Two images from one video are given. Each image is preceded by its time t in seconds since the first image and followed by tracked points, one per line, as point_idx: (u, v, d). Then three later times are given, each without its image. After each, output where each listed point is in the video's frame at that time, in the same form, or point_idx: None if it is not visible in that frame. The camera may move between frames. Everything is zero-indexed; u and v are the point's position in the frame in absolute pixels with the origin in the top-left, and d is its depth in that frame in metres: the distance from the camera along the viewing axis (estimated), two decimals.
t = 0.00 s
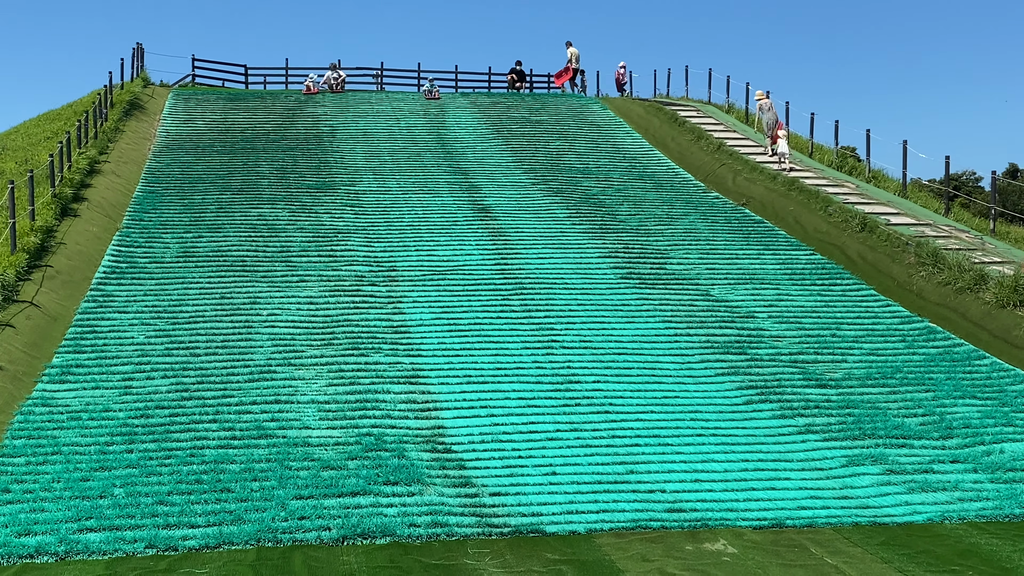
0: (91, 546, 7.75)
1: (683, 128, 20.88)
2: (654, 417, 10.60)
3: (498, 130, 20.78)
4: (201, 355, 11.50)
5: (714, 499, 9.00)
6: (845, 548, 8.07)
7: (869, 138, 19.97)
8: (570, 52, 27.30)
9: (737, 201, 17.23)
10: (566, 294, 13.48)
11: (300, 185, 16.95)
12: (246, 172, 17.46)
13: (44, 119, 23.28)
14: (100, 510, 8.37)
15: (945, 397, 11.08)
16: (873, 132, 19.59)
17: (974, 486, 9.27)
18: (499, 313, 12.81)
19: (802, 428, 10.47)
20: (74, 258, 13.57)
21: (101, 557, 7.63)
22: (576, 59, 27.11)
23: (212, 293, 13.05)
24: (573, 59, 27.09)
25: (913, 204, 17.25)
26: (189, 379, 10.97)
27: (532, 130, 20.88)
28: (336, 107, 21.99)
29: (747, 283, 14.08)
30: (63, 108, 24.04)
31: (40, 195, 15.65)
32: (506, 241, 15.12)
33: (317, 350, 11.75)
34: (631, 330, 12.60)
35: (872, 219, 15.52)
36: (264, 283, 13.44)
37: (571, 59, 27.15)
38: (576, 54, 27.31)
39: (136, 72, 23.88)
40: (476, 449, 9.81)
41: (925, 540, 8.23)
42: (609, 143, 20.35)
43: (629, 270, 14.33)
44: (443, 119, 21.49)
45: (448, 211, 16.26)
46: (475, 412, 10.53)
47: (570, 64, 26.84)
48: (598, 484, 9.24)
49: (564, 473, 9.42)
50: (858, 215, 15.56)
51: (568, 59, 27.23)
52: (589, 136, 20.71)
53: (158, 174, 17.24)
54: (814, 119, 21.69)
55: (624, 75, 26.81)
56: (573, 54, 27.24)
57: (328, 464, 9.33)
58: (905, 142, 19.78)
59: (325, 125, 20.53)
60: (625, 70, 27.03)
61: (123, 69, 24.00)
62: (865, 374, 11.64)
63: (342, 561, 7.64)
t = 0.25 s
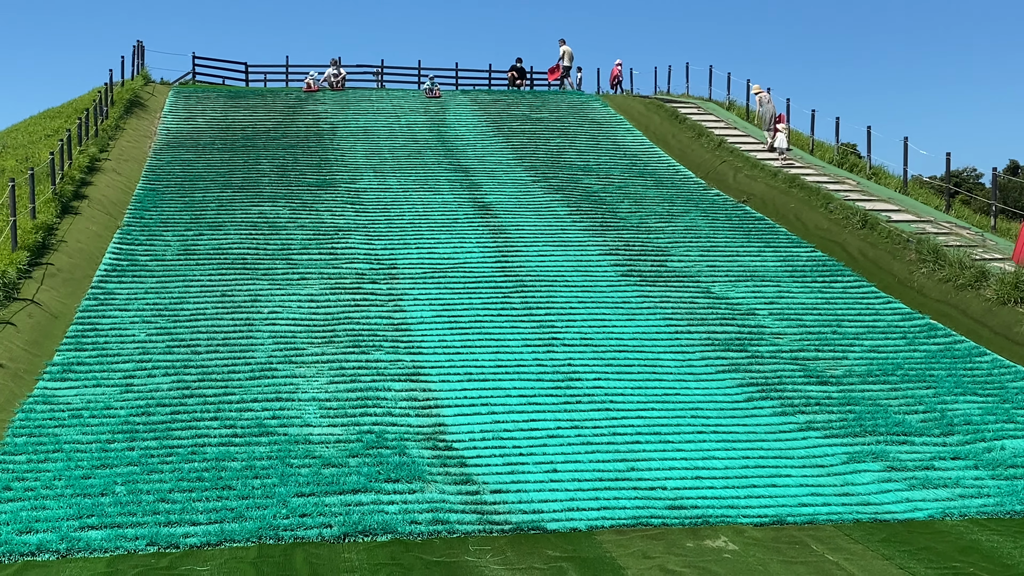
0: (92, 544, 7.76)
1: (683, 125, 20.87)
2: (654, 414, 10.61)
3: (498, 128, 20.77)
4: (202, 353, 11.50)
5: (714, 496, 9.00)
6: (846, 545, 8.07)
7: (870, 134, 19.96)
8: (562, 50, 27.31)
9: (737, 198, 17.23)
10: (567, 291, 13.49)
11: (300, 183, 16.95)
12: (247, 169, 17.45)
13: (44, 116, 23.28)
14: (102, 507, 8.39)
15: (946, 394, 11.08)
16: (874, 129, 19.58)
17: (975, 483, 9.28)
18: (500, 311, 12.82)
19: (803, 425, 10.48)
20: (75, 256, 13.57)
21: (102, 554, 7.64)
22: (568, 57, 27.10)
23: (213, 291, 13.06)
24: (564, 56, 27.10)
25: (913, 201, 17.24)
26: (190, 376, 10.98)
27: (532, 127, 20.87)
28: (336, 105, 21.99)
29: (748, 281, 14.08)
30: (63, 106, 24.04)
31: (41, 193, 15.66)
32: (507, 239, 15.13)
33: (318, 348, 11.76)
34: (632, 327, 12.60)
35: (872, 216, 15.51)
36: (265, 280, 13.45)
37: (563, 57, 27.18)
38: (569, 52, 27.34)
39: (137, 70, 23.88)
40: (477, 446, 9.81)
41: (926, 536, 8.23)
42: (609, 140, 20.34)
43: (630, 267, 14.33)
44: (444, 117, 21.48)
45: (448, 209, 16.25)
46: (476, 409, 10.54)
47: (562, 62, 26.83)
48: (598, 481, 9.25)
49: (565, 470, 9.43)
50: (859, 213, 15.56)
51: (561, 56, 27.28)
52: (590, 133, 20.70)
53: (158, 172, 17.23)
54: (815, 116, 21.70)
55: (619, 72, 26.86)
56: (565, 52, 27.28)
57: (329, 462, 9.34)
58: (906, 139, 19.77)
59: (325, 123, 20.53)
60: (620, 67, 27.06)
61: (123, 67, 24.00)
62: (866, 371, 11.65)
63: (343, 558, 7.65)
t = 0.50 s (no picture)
0: (93, 542, 7.76)
1: (684, 122, 20.85)
2: (655, 411, 10.60)
3: (499, 125, 20.76)
4: (203, 351, 11.51)
5: (715, 493, 9.00)
6: (847, 542, 8.07)
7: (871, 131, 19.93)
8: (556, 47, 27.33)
9: (739, 194, 17.22)
10: (568, 288, 13.49)
11: (301, 181, 16.95)
12: (247, 167, 17.45)
13: (45, 114, 23.29)
14: (103, 505, 8.39)
15: (948, 391, 11.07)
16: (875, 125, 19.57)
17: (976, 479, 9.27)
18: (501, 308, 12.81)
19: (804, 422, 10.48)
20: (76, 254, 13.57)
21: (104, 552, 7.65)
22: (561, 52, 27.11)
23: (214, 288, 13.06)
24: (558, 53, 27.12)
25: (915, 197, 17.23)
26: (191, 374, 10.98)
27: (533, 124, 20.85)
28: (337, 102, 21.98)
29: (749, 277, 14.07)
30: (64, 104, 24.04)
31: (41, 190, 15.65)
32: (508, 236, 15.12)
33: (319, 345, 11.76)
34: (633, 324, 12.60)
35: (873, 213, 15.50)
36: (266, 278, 13.45)
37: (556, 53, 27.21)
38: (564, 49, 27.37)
39: (137, 67, 23.88)
40: (478, 443, 9.81)
41: (928, 533, 8.23)
42: (610, 137, 20.33)
43: (631, 265, 14.32)
44: (444, 114, 21.47)
45: (449, 206, 16.25)
46: (477, 406, 10.53)
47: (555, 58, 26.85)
48: (599, 478, 9.25)
49: (566, 467, 9.43)
50: (860, 209, 15.55)
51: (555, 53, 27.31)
52: (591, 130, 20.69)
53: (159, 169, 17.23)
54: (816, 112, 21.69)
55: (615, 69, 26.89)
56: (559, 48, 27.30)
57: (330, 459, 9.34)
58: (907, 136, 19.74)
59: (326, 120, 20.52)
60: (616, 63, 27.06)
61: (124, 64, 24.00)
62: (867, 367, 11.64)
63: (344, 555, 7.65)
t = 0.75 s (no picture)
0: (95, 539, 7.77)
1: (686, 119, 20.82)
2: (657, 408, 10.60)
3: (500, 122, 20.75)
4: (205, 348, 11.51)
5: (716, 491, 9.00)
6: (849, 539, 8.07)
7: (873, 128, 19.91)
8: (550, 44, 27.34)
9: (740, 192, 17.21)
10: (569, 285, 13.48)
11: (302, 178, 16.94)
12: (249, 164, 17.45)
13: (46, 112, 23.30)
14: (105, 502, 8.40)
15: (949, 388, 11.07)
16: (876, 123, 19.55)
17: (977, 477, 9.27)
18: (502, 306, 12.81)
19: (806, 419, 10.47)
20: (77, 252, 13.57)
21: (106, 549, 7.66)
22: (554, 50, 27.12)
23: (215, 286, 13.06)
24: (551, 49, 27.13)
25: (916, 194, 17.21)
26: (192, 372, 10.99)
27: (534, 121, 20.84)
28: (338, 100, 21.98)
29: (751, 275, 14.06)
30: (65, 101, 24.05)
31: (43, 188, 15.66)
32: (509, 234, 15.12)
33: (320, 343, 11.76)
34: (634, 321, 12.59)
35: (875, 210, 15.48)
36: (267, 276, 13.45)
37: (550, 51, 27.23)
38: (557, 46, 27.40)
39: (138, 65, 23.89)
40: (479, 441, 9.81)
41: (929, 530, 8.23)
42: (611, 134, 20.32)
43: (632, 262, 14.32)
44: (445, 111, 21.46)
45: (451, 204, 16.25)
46: (478, 404, 10.54)
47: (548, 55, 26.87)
48: (601, 475, 9.25)
49: (567, 465, 9.43)
50: (862, 206, 15.53)
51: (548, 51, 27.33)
52: (592, 127, 20.68)
53: (160, 167, 17.23)
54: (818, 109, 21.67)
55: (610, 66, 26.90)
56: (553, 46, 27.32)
57: (332, 457, 9.34)
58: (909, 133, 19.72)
59: (327, 118, 20.52)
60: (612, 62, 27.07)
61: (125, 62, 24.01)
62: (869, 365, 11.63)
63: (346, 553, 7.66)
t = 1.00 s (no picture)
0: (97, 538, 7.78)
1: (687, 118, 20.83)
2: (658, 407, 10.60)
3: (501, 121, 20.75)
4: (206, 347, 11.51)
5: (718, 489, 9.01)
6: (850, 537, 8.08)
7: (874, 126, 19.90)
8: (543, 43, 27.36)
9: (741, 190, 17.21)
10: (571, 284, 13.49)
11: (303, 177, 16.94)
12: (250, 163, 17.45)
13: (48, 111, 23.31)
14: (106, 501, 8.40)
15: (951, 386, 11.07)
16: (877, 121, 19.56)
17: (979, 475, 9.27)
18: (504, 304, 12.81)
19: (807, 418, 10.47)
20: (78, 251, 13.57)
21: (107, 548, 7.67)
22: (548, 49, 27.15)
23: (217, 285, 13.07)
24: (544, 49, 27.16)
25: (917, 193, 17.21)
26: (194, 370, 10.99)
27: (535, 120, 20.84)
28: (339, 98, 21.97)
29: (752, 273, 14.06)
30: (66, 100, 24.06)
31: (44, 187, 15.67)
32: (510, 232, 15.12)
33: (322, 341, 11.76)
34: (635, 320, 12.60)
35: (876, 208, 15.47)
36: (269, 274, 13.45)
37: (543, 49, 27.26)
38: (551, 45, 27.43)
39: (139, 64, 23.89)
40: (481, 439, 9.81)
41: (931, 529, 8.23)
42: (612, 133, 20.32)
43: (634, 260, 14.32)
44: (446, 110, 21.46)
45: (452, 202, 16.24)
46: (480, 402, 10.54)
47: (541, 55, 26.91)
48: (602, 474, 9.25)
49: (569, 463, 9.43)
50: (863, 205, 15.53)
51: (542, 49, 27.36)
52: (593, 126, 20.67)
53: (161, 166, 17.23)
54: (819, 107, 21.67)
55: (605, 66, 26.93)
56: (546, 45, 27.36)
57: (333, 455, 9.35)
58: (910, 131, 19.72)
59: (328, 116, 20.52)
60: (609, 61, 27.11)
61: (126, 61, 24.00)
62: (870, 363, 11.63)
63: (347, 551, 7.66)
